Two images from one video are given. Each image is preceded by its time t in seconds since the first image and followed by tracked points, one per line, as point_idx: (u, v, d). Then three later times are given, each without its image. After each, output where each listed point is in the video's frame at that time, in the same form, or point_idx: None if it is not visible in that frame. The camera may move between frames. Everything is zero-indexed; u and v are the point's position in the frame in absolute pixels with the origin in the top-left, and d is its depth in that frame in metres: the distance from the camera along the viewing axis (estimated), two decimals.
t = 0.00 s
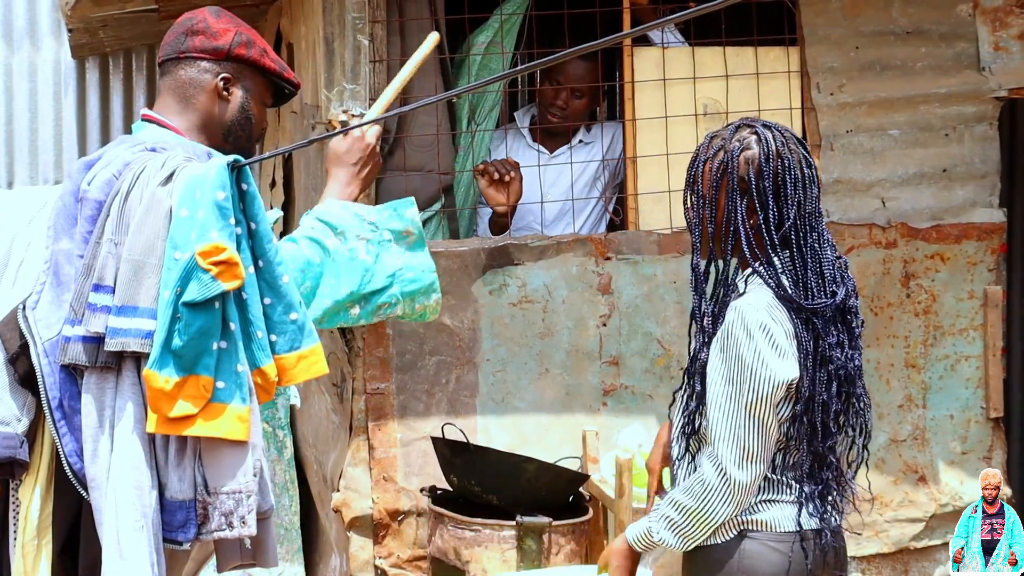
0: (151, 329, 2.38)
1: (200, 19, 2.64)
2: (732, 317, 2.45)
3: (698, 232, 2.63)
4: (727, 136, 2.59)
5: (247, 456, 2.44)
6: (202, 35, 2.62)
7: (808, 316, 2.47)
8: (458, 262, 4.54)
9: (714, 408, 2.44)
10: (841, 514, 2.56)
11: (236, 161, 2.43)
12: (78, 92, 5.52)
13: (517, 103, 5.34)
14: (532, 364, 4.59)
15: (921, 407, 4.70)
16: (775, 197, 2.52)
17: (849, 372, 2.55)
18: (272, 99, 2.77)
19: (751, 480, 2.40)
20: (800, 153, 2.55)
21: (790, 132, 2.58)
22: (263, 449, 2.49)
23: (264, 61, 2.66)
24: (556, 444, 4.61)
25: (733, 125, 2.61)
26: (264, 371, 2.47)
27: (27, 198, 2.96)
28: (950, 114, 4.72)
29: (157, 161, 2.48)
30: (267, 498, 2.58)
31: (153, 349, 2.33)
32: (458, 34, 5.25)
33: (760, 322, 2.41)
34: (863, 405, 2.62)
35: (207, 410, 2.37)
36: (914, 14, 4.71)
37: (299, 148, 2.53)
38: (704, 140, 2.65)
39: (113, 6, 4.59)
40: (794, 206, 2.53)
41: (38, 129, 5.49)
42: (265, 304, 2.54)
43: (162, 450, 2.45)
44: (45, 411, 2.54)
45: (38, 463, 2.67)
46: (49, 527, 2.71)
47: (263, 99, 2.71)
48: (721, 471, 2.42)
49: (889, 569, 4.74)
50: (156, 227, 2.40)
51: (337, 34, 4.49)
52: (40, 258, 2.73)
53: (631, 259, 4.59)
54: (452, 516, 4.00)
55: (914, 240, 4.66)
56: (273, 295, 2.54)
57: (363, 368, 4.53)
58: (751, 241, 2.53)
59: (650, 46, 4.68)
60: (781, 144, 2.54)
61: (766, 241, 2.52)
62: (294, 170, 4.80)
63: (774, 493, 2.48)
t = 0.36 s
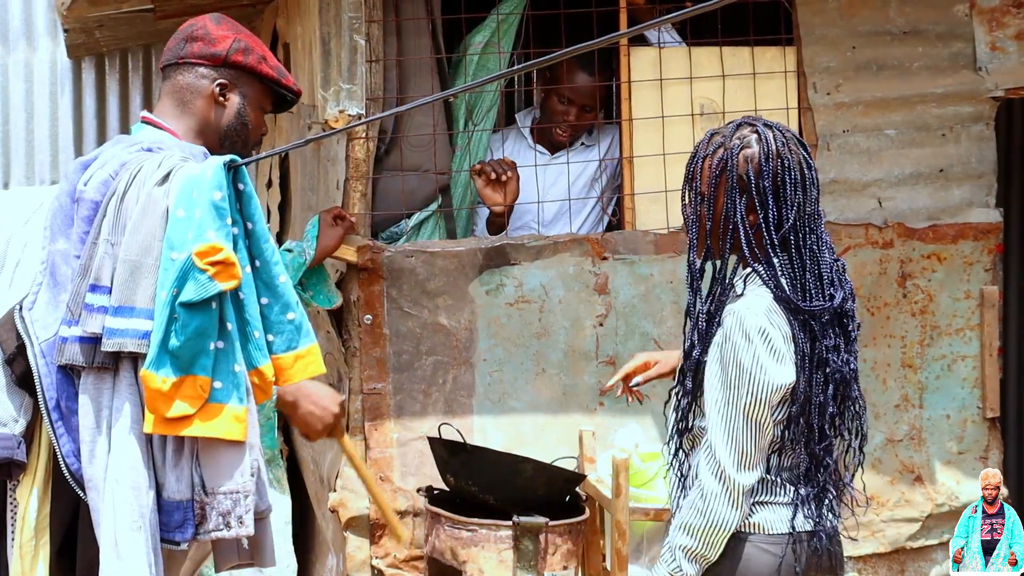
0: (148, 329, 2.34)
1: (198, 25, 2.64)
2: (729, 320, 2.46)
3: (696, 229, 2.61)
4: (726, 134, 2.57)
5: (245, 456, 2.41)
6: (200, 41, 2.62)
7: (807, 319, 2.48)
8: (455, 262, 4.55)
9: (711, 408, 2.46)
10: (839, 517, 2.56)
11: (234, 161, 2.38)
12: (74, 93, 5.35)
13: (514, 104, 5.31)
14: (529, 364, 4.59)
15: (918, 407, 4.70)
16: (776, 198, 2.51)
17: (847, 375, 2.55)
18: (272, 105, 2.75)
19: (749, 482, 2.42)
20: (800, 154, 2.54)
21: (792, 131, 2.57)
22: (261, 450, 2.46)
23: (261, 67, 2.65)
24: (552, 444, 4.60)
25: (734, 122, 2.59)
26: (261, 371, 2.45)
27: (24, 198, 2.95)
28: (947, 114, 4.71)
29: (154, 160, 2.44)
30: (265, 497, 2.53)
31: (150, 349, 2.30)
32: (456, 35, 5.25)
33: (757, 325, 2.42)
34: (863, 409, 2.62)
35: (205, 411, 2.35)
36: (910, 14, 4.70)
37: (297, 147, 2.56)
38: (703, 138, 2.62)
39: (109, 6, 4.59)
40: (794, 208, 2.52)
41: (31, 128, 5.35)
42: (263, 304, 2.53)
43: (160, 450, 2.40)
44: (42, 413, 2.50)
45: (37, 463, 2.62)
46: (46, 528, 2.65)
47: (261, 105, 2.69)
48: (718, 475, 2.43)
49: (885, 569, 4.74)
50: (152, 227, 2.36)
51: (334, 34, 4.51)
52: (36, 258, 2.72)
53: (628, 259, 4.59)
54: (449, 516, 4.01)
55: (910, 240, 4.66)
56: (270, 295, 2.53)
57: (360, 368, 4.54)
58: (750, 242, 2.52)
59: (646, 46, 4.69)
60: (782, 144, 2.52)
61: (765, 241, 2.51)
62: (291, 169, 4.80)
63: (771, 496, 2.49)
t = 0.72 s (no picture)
0: (146, 329, 2.33)
1: (211, 22, 2.63)
2: (726, 322, 2.49)
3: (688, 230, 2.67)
4: (715, 136, 2.64)
5: (243, 456, 2.40)
6: (212, 39, 2.61)
7: (801, 317, 2.51)
8: (453, 262, 4.55)
9: (715, 411, 2.48)
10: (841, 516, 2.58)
11: (233, 161, 2.38)
12: (73, 93, 5.32)
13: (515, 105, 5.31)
14: (527, 364, 4.60)
15: (916, 408, 4.70)
16: (765, 198, 2.57)
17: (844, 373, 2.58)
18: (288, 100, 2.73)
19: (762, 482, 2.43)
20: (788, 155, 2.61)
21: (778, 132, 2.64)
22: (259, 450, 2.45)
23: (275, 64, 2.63)
24: (551, 444, 4.61)
25: (720, 125, 2.66)
26: (260, 371, 2.44)
27: (23, 198, 2.94)
28: (945, 115, 4.72)
29: (153, 161, 2.44)
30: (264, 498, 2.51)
31: (149, 350, 2.30)
32: (454, 36, 5.26)
33: (753, 323, 2.45)
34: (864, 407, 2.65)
35: (203, 410, 2.34)
36: (909, 15, 4.71)
37: (293, 149, 2.56)
38: (691, 141, 2.69)
39: (108, 6, 4.60)
40: (784, 208, 2.58)
41: (29, 129, 5.35)
42: (262, 304, 2.52)
43: (158, 450, 2.40)
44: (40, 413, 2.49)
45: (35, 462, 2.60)
46: (45, 528, 2.62)
47: (276, 101, 2.68)
48: (731, 477, 2.45)
49: (883, 570, 4.75)
50: (151, 227, 2.36)
51: (332, 34, 4.52)
52: (35, 258, 2.70)
53: (626, 259, 4.59)
54: (447, 517, 4.00)
55: (908, 240, 4.67)
56: (269, 295, 2.52)
57: (359, 369, 4.55)
58: (742, 242, 2.57)
59: (645, 47, 4.69)
60: (769, 145, 2.59)
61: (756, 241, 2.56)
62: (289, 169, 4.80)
63: (780, 498, 2.50)
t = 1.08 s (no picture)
0: (145, 329, 2.32)
1: (218, 28, 2.60)
2: (717, 325, 2.50)
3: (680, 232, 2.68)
4: (703, 138, 2.64)
5: (242, 456, 2.39)
6: (218, 46, 2.58)
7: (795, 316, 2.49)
8: (452, 262, 4.55)
9: (710, 412, 2.49)
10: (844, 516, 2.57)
11: (231, 161, 2.37)
12: (72, 92, 5.31)
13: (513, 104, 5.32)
14: (527, 365, 4.60)
15: (915, 407, 4.70)
16: (755, 199, 2.57)
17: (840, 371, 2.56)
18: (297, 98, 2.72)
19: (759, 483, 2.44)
20: (779, 155, 2.61)
21: (769, 132, 2.63)
22: (257, 451, 2.43)
23: (283, 71, 2.61)
24: (550, 444, 4.61)
25: (710, 127, 2.66)
26: (258, 371, 2.43)
27: (22, 198, 2.93)
28: (945, 115, 4.71)
29: (152, 161, 2.44)
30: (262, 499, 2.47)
31: (146, 350, 2.30)
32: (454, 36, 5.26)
33: (744, 323, 2.45)
34: (860, 404, 2.65)
35: (201, 411, 2.34)
36: (908, 15, 4.71)
37: (295, 148, 2.50)
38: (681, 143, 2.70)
39: (107, 6, 4.60)
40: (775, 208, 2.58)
41: (29, 128, 5.36)
42: (260, 304, 2.50)
43: (157, 450, 2.39)
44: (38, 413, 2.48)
45: (32, 463, 2.58)
46: (44, 528, 2.60)
47: (285, 105, 2.67)
48: (729, 478, 2.47)
49: (883, 570, 4.74)
50: (150, 227, 2.35)
51: (332, 34, 4.52)
52: (33, 258, 2.69)
53: (626, 259, 4.59)
54: (446, 517, 4.00)
55: (908, 240, 4.66)
56: (267, 295, 2.50)
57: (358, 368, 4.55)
58: (732, 244, 2.57)
59: (644, 47, 4.69)
60: (757, 146, 2.59)
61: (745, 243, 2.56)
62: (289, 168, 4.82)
63: (780, 497, 2.50)
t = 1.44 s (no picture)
0: (143, 329, 2.31)
1: (204, 23, 2.58)
2: (750, 319, 2.52)
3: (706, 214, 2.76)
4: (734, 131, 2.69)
5: (239, 456, 2.37)
6: (209, 43, 2.57)
7: (825, 310, 2.52)
8: (451, 262, 4.54)
9: (738, 405, 2.52)
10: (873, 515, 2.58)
11: (229, 161, 2.37)
12: (71, 92, 5.31)
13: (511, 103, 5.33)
14: (525, 365, 4.60)
15: (914, 408, 4.70)
16: (769, 199, 2.59)
17: (868, 368, 2.59)
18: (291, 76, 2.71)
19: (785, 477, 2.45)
20: (799, 156, 2.59)
21: (802, 128, 2.63)
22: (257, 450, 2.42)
23: (277, 56, 2.61)
24: (549, 445, 4.61)
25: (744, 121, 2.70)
26: (256, 371, 2.42)
27: (20, 198, 2.93)
28: (944, 115, 4.71)
29: (150, 161, 2.44)
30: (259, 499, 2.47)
31: (145, 350, 2.28)
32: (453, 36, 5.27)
33: (778, 320, 2.48)
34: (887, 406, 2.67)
35: (200, 411, 2.32)
36: (908, 15, 4.70)
37: (292, 147, 2.49)
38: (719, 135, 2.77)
39: (106, 6, 4.60)
40: (794, 209, 2.58)
41: (28, 128, 5.35)
42: (257, 304, 2.50)
43: (155, 451, 2.38)
44: (37, 412, 2.47)
45: (31, 461, 2.57)
46: (42, 528, 2.59)
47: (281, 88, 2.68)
48: (755, 473, 2.48)
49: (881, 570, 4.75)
50: (148, 227, 2.34)
51: (331, 34, 4.52)
52: (32, 258, 2.70)
53: (624, 259, 4.59)
54: (445, 517, 3.99)
55: (907, 241, 4.67)
56: (265, 295, 2.50)
57: (357, 369, 4.55)
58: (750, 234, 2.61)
59: (643, 47, 4.69)
60: (778, 146, 2.59)
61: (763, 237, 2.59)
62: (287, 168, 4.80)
63: (803, 491, 2.52)
